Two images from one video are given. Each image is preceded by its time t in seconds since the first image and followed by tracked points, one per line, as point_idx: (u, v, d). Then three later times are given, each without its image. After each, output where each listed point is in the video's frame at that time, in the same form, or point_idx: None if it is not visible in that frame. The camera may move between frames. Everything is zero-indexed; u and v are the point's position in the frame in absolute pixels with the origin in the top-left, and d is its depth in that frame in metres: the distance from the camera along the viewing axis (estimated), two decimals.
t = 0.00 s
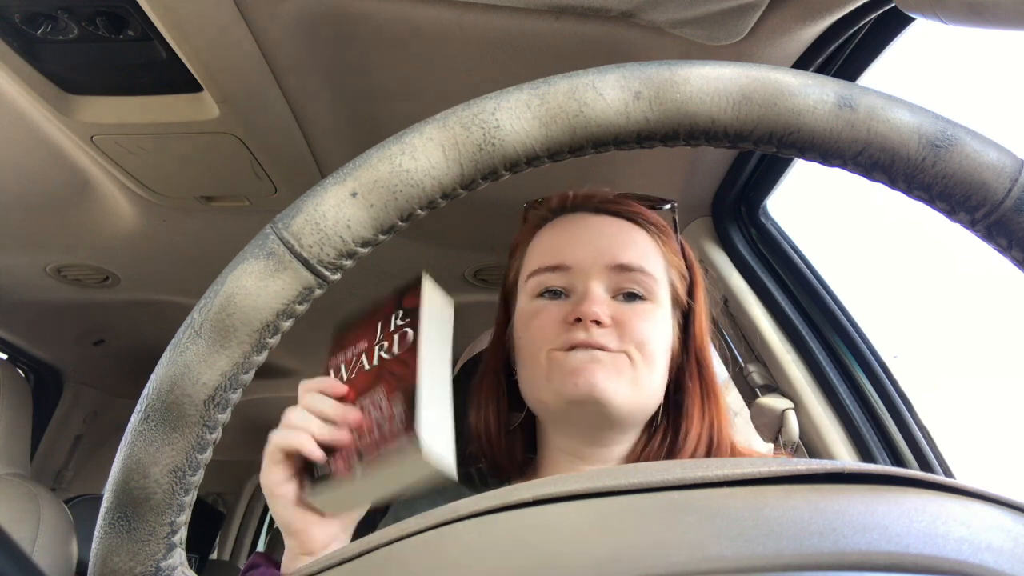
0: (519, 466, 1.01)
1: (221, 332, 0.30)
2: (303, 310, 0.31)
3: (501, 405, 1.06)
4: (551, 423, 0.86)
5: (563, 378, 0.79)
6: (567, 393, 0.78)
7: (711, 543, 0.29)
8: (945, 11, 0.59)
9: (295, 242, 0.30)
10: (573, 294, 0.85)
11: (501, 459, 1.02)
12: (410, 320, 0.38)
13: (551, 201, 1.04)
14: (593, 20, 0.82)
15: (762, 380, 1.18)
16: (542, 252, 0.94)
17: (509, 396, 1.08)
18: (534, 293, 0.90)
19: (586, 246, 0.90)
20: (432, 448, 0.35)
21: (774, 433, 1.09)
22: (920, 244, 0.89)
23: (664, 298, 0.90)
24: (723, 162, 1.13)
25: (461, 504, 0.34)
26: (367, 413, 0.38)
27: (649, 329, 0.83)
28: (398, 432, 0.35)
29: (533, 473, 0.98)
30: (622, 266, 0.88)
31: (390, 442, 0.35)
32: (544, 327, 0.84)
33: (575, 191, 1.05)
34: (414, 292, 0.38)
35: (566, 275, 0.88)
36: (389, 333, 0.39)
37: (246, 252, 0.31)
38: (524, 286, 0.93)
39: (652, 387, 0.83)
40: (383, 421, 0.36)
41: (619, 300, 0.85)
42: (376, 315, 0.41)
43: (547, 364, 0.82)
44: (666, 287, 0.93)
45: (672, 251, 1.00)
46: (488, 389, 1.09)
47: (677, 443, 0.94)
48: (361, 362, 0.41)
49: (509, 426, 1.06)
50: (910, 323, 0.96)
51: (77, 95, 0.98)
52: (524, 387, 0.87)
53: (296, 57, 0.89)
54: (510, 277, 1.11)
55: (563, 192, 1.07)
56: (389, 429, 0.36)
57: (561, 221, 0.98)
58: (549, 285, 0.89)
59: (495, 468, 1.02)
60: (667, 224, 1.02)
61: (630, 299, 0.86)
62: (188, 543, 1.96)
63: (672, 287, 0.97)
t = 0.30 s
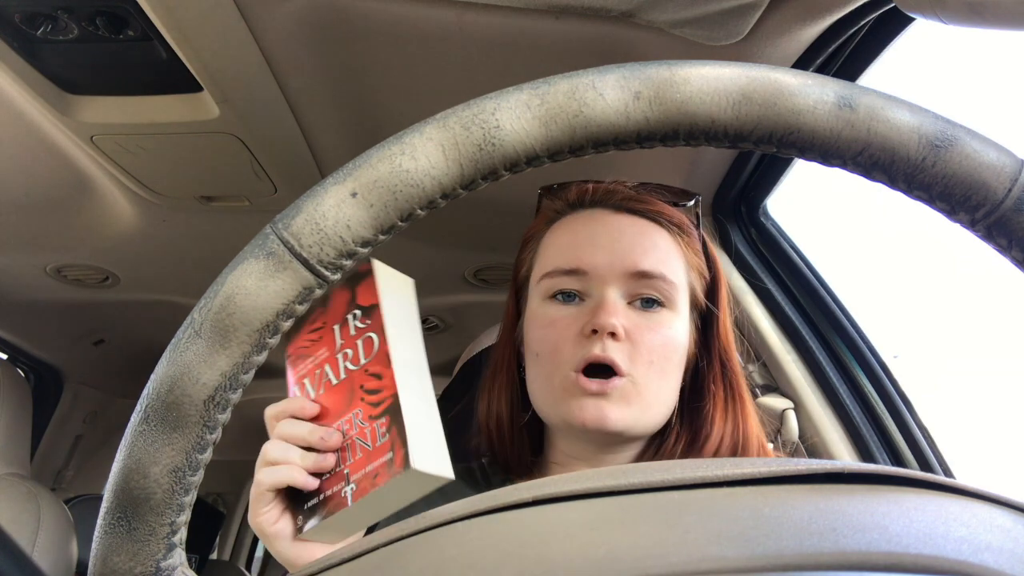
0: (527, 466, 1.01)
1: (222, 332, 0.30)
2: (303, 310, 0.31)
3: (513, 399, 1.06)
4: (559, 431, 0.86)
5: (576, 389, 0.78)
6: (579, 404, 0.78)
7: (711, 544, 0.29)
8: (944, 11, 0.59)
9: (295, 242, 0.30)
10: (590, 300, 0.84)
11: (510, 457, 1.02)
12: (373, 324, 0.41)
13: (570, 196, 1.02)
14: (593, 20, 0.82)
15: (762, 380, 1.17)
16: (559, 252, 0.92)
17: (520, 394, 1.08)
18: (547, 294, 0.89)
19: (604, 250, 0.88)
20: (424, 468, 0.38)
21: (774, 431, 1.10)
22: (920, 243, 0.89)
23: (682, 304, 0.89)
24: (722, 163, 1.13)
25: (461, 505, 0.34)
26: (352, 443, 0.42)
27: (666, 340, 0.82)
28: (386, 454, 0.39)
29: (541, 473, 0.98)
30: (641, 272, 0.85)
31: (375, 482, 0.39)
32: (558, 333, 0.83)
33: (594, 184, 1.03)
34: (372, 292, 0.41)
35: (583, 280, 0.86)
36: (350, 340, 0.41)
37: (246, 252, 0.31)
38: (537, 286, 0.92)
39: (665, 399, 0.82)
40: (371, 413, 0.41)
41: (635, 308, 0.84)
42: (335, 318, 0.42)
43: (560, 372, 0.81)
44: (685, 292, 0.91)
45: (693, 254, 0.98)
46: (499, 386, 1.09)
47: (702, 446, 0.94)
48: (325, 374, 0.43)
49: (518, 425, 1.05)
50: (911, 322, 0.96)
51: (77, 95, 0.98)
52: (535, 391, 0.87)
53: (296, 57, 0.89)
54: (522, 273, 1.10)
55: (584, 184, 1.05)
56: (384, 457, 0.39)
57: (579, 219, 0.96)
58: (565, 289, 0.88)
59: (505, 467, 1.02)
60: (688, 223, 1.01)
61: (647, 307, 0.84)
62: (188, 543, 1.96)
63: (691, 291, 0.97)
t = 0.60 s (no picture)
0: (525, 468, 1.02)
1: (222, 332, 0.30)
2: (304, 310, 0.31)
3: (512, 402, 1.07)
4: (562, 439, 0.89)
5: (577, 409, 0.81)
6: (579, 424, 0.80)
7: (712, 544, 0.29)
8: (944, 11, 0.59)
9: (295, 242, 0.30)
10: (587, 315, 0.83)
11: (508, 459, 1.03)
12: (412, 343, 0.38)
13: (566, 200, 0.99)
14: (593, 20, 0.82)
15: (762, 381, 1.17)
16: (556, 259, 0.90)
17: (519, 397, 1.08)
18: (545, 304, 0.88)
19: (603, 259, 0.86)
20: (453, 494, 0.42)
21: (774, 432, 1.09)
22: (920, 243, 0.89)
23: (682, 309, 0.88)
24: (722, 163, 1.13)
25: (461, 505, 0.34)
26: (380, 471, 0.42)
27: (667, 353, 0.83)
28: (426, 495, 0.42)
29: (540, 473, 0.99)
30: (641, 281, 0.83)
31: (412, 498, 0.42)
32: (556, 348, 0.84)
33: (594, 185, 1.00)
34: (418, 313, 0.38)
35: (580, 291, 0.85)
36: (388, 356, 0.38)
37: (246, 252, 0.31)
38: (535, 292, 0.91)
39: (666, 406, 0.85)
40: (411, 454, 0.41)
41: (634, 321, 0.83)
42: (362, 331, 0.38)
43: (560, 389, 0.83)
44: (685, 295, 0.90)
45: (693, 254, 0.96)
46: (499, 387, 1.09)
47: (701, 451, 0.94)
48: (351, 390, 0.39)
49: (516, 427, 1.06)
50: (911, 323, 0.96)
51: (77, 95, 0.98)
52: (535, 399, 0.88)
53: (296, 57, 0.89)
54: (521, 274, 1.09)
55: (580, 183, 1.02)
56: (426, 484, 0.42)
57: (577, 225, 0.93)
58: (562, 299, 0.86)
59: (503, 468, 1.02)
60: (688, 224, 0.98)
61: (646, 319, 0.83)
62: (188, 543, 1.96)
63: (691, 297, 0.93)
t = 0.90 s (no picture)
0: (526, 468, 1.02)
1: (222, 332, 0.30)
2: (303, 310, 0.31)
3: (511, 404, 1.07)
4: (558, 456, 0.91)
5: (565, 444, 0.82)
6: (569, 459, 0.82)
7: (712, 544, 0.29)
8: (945, 11, 0.59)
9: (295, 242, 0.30)
10: (572, 351, 0.83)
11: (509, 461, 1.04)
12: (434, 382, 0.43)
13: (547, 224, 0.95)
14: (593, 21, 0.82)
15: (761, 380, 1.16)
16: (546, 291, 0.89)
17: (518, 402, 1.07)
18: (534, 334, 0.88)
19: (587, 294, 0.84)
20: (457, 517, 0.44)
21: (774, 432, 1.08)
22: (920, 244, 0.89)
23: (672, 336, 0.87)
24: (722, 163, 1.13)
25: (461, 505, 0.34)
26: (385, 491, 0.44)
27: (653, 386, 0.82)
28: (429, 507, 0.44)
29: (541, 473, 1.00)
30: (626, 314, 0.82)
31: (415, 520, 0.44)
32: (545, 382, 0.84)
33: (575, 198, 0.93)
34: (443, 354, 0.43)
35: (565, 327, 0.84)
36: (411, 384, 0.43)
37: (246, 252, 0.31)
38: (524, 324, 0.90)
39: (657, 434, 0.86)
40: (416, 488, 0.44)
41: (620, 354, 0.82)
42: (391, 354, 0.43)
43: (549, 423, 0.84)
44: (675, 320, 0.89)
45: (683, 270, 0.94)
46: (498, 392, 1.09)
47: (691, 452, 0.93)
48: (370, 411, 0.44)
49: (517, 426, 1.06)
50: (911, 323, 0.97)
51: (77, 95, 0.98)
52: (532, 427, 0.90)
53: (296, 57, 0.89)
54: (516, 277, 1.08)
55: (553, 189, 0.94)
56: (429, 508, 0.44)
57: (564, 254, 0.92)
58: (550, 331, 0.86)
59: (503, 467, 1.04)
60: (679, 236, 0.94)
61: (632, 352, 0.83)
62: (188, 543, 1.96)
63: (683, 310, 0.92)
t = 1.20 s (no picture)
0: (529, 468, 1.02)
1: (222, 332, 0.30)
2: (303, 310, 0.31)
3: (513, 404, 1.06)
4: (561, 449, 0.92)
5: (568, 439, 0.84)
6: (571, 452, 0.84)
7: (712, 544, 0.29)
8: (945, 11, 0.59)
9: (295, 242, 0.30)
10: (574, 349, 0.83)
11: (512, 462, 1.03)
12: (401, 360, 0.42)
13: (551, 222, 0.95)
14: (593, 21, 0.82)
15: (762, 380, 1.16)
16: (548, 289, 0.90)
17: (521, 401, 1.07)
18: (537, 332, 0.89)
19: (589, 292, 0.85)
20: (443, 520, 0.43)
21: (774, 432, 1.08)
22: (920, 244, 0.89)
23: (673, 334, 0.87)
24: (722, 163, 1.13)
25: (460, 505, 0.34)
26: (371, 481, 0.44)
27: (655, 383, 0.83)
28: (413, 505, 0.43)
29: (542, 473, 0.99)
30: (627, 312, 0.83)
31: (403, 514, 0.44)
32: (547, 379, 0.86)
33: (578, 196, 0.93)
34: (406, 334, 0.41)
35: (567, 325, 0.85)
36: (379, 368, 0.42)
37: (246, 252, 0.31)
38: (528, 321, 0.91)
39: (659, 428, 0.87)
40: (397, 464, 0.44)
41: (621, 353, 0.83)
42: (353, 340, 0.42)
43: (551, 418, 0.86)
44: (677, 319, 0.89)
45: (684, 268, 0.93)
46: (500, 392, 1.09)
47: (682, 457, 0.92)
48: (341, 400, 0.43)
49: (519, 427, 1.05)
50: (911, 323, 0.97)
51: (77, 95, 0.98)
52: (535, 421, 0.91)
53: (296, 57, 0.89)
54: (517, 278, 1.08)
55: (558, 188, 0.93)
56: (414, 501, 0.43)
57: (566, 251, 0.92)
58: (552, 328, 0.87)
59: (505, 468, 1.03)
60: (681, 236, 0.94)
61: (633, 351, 0.83)
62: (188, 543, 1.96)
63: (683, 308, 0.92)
